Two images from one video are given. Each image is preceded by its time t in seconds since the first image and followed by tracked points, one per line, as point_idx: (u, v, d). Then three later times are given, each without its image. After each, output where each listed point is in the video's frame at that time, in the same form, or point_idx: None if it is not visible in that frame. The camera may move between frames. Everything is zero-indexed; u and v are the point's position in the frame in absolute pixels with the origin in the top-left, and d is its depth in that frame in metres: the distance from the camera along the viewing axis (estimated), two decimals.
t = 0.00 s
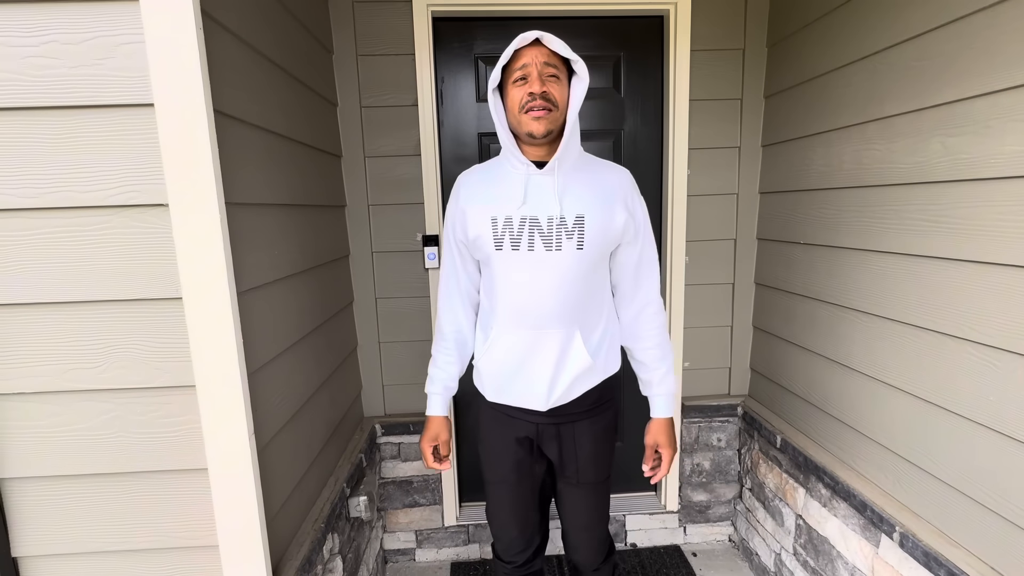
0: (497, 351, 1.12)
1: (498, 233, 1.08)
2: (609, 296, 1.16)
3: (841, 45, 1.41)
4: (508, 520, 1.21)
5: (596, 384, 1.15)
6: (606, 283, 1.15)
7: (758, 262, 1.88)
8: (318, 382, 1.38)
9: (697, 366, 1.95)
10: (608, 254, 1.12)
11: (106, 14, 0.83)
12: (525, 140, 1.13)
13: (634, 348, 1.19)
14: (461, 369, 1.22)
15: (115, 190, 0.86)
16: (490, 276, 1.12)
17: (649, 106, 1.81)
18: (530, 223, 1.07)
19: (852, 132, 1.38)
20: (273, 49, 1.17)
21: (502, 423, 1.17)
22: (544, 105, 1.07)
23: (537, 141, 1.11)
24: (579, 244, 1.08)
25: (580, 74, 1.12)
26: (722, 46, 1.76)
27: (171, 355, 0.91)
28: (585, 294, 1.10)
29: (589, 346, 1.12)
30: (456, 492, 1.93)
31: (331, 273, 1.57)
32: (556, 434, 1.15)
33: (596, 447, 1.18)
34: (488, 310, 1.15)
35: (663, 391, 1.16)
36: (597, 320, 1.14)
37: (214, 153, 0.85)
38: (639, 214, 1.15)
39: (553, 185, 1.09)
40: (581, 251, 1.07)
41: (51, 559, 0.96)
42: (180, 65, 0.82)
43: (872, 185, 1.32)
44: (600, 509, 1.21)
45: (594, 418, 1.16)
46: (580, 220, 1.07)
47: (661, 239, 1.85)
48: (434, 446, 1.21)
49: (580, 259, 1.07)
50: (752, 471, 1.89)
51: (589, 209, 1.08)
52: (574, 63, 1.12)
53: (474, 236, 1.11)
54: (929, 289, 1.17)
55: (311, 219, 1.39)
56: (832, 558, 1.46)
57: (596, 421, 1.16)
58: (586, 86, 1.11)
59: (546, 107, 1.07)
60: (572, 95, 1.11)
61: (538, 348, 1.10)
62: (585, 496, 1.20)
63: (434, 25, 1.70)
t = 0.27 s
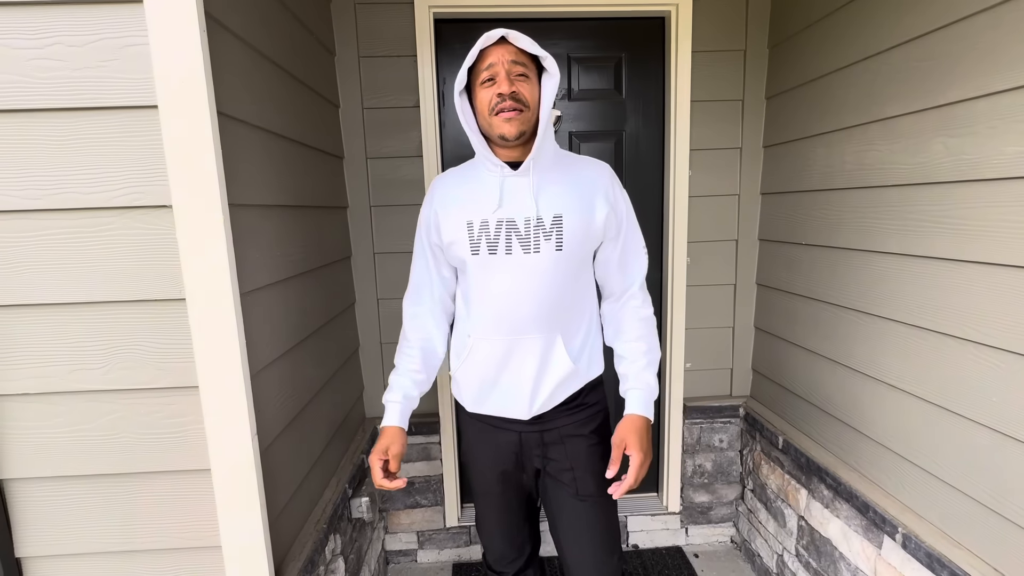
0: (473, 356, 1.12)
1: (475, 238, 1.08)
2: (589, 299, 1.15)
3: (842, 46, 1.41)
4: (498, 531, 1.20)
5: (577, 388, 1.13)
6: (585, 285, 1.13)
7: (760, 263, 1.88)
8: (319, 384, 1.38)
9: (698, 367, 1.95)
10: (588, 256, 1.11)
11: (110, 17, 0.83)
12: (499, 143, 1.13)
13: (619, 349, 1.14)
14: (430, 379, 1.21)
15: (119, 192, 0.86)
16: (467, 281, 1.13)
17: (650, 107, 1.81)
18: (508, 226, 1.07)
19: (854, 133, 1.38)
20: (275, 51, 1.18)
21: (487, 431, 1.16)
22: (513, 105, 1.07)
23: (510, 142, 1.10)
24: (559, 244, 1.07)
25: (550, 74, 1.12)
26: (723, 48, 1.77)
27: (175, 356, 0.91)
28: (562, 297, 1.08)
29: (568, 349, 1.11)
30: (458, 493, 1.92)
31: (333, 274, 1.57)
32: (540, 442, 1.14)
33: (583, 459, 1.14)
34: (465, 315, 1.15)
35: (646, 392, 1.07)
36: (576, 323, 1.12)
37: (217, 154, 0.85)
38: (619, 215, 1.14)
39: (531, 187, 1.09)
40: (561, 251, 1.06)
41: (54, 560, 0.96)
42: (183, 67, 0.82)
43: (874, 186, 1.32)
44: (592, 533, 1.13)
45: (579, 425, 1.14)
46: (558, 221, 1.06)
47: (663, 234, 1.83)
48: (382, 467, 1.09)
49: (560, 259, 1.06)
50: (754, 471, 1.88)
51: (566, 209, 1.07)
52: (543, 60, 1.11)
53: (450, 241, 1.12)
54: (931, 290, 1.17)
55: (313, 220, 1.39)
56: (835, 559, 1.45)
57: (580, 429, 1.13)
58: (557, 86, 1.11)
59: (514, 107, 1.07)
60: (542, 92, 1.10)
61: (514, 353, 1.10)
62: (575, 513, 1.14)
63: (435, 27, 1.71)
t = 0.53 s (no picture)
0: (469, 356, 1.12)
1: (472, 235, 1.09)
2: (589, 302, 1.13)
3: (842, 47, 1.41)
4: (490, 535, 1.20)
5: (575, 393, 1.11)
6: (586, 287, 1.12)
7: (760, 264, 1.88)
8: (320, 385, 1.38)
9: (699, 368, 1.95)
10: (588, 255, 1.09)
11: (112, 19, 0.83)
12: (501, 144, 1.13)
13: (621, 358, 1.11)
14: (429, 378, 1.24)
15: (121, 193, 0.87)
16: (466, 279, 1.14)
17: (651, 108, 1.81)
18: (505, 223, 1.07)
19: (854, 134, 1.38)
20: (277, 52, 1.18)
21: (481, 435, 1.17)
22: (515, 107, 1.07)
23: (512, 143, 1.11)
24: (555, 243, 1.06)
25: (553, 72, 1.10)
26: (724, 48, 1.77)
27: (176, 357, 0.92)
28: (559, 298, 1.07)
29: (566, 352, 1.10)
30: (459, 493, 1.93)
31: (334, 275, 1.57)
32: (532, 448, 1.13)
33: (575, 466, 1.13)
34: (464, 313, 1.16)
35: (647, 408, 1.04)
36: (575, 326, 1.11)
37: (219, 155, 0.86)
38: (622, 215, 1.10)
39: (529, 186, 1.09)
40: (556, 250, 1.05)
41: (55, 560, 0.96)
42: (185, 69, 0.83)
43: (874, 187, 1.32)
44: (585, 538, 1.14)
45: (574, 429, 1.12)
46: (554, 218, 1.05)
47: (666, 235, 1.81)
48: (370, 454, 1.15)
49: (556, 258, 1.05)
50: (755, 473, 1.88)
51: (563, 207, 1.06)
52: (545, 60, 1.11)
53: (450, 238, 1.14)
54: (932, 291, 1.17)
55: (314, 221, 1.39)
56: (836, 560, 1.45)
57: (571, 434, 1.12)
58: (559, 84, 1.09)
59: (516, 108, 1.07)
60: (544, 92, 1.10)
61: (511, 353, 1.09)
62: (567, 521, 1.14)
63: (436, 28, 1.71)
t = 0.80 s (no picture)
0: (497, 351, 1.14)
1: (500, 234, 1.11)
2: (618, 301, 1.12)
3: (842, 48, 1.41)
4: (513, 533, 1.20)
5: (602, 392, 1.11)
6: (615, 287, 1.11)
7: (760, 265, 1.88)
8: (321, 386, 1.38)
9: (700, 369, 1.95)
10: (615, 255, 1.08)
11: (112, 20, 0.84)
12: (532, 142, 1.16)
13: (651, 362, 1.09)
14: (471, 364, 1.32)
15: (121, 194, 0.87)
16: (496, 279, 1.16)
17: (651, 109, 1.81)
18: (531, 223, 1.08)
19: (854, 135, 1.38)
20: (277, 53, 1.18)
21: (508, 429, 1.16)
22: (547, 105, 1.09)
23: (543, 142, 1.13)
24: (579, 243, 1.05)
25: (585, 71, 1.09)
26: (724, 49, 1.77)
27: (177, 358, 0.92)
28: (584, 297, 1.07)
29: (593, 351, 1.09)
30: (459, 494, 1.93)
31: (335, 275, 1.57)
32: (558, 443, 1.13)
33: (603, 463, 1.12)
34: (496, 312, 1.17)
35: (676, 415, 1.03)
36: (603, 325, 1.10)
37: (219, 156, 0.86)
38: (651, 215, 1.08)
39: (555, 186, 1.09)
40: (580, 249, 1.04)
41: (55, 561, 0.97)
42: (185, 70, 0.83)
43: (874, 187, 1.32)
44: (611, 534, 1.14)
45: (599, 427, 1.12)
46: (579, 219, 1.05)
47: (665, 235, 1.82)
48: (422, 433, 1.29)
49: (580, 258, 1.05)
50: (755, 473, 1.88)
51: (588, 207, 1.05)
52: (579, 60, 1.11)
53: (482, 239, 1.17)
54: (932, 291, 1.17)
55: (315, 222, 1.40)
56: (836, 561, 1.45)
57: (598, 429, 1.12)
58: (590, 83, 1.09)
59: (548, 107, 1.09)
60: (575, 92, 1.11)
61: (535, 351, 1.09)
62: (591, 516, 1.14)
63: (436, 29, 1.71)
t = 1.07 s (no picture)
0: (537, 349, 1.18)
1: (539, 239, 1.13)
2: (656, 300, 1.12)
3: (842, 48, 1.41)
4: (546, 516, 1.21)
5: (638, 389, 1.12)
6: (653, 287, 1.11)
7: (760, 265, 1.88)
8: (320, 386, 1.38)
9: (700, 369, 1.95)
10: (651, 260, 1.08)
11: (112, 21, 0.84)
12: (569, 150, 1.16)
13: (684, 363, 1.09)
14: (517, 355, 1.34)
15: (120, 195, 0.87)
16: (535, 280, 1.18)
17: (651, 109, 1.81)
18: (568, 228, 1.10)
19: (853, 135, 1.38)
20: (276, 53, 1.18)
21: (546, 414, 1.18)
22: (584, 117, 1.09)
23: (580, 151, 1.13)
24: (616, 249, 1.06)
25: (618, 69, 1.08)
26: (723, 49, 1.77)
27: (176, 358, 0.92)
28: (621, 299, 1.08)
29: (629, 350, 1.10)
30: (458, 494, 1.94)
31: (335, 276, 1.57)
32: (595, 432, 1.14)
33: (638, 450, 1.14)
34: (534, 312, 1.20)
35: (703, 415, 1.04)
36: (640, 325, 1.11)
37: (219, 157, 0.86)
38: (688, 217, 1.06)
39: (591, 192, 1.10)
40: (615, 257, 1.06)
41: (54, 561, 0.97)
42: (186, 71, 0.83)
43: (874, 188, 1.32)
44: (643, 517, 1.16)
45: (638, 422, 1.13)
46: (615, 226, 1.06)
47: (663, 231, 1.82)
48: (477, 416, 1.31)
49: (616, 265, 1.06)
50: (754, 473, 1.88)
51: (625, 214, 1.06)
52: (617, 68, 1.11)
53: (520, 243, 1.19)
54: (931, 291, 1.17)
55: (315, 222, 1.40)
56: (836, 561, 1.45)
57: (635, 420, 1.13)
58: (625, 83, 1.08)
59: (585, 118, 1.09)
60: (613, 101, 1.11)
61: (573, 350, 1.11)
62: (620, 501, 1.15)
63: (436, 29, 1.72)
